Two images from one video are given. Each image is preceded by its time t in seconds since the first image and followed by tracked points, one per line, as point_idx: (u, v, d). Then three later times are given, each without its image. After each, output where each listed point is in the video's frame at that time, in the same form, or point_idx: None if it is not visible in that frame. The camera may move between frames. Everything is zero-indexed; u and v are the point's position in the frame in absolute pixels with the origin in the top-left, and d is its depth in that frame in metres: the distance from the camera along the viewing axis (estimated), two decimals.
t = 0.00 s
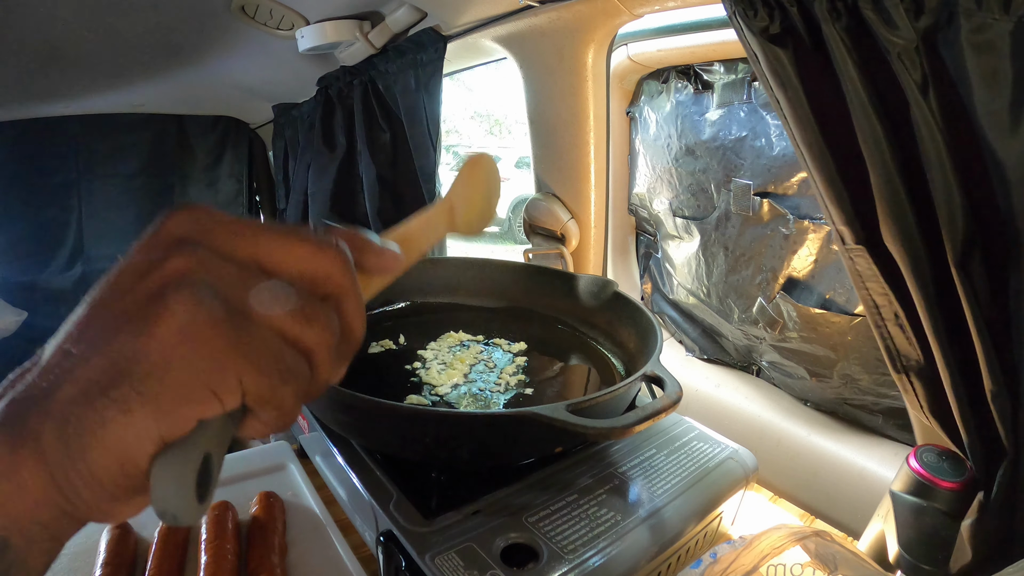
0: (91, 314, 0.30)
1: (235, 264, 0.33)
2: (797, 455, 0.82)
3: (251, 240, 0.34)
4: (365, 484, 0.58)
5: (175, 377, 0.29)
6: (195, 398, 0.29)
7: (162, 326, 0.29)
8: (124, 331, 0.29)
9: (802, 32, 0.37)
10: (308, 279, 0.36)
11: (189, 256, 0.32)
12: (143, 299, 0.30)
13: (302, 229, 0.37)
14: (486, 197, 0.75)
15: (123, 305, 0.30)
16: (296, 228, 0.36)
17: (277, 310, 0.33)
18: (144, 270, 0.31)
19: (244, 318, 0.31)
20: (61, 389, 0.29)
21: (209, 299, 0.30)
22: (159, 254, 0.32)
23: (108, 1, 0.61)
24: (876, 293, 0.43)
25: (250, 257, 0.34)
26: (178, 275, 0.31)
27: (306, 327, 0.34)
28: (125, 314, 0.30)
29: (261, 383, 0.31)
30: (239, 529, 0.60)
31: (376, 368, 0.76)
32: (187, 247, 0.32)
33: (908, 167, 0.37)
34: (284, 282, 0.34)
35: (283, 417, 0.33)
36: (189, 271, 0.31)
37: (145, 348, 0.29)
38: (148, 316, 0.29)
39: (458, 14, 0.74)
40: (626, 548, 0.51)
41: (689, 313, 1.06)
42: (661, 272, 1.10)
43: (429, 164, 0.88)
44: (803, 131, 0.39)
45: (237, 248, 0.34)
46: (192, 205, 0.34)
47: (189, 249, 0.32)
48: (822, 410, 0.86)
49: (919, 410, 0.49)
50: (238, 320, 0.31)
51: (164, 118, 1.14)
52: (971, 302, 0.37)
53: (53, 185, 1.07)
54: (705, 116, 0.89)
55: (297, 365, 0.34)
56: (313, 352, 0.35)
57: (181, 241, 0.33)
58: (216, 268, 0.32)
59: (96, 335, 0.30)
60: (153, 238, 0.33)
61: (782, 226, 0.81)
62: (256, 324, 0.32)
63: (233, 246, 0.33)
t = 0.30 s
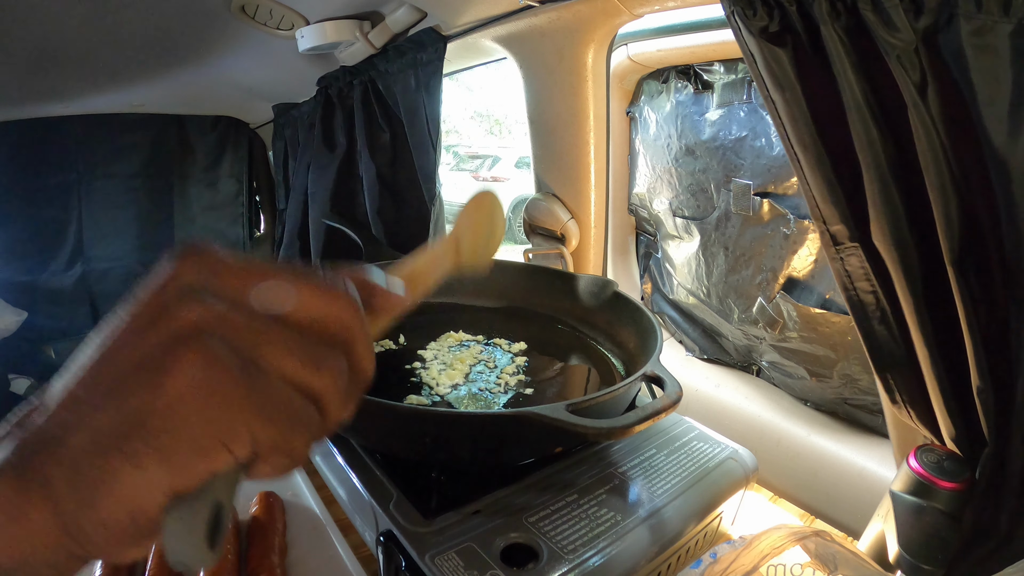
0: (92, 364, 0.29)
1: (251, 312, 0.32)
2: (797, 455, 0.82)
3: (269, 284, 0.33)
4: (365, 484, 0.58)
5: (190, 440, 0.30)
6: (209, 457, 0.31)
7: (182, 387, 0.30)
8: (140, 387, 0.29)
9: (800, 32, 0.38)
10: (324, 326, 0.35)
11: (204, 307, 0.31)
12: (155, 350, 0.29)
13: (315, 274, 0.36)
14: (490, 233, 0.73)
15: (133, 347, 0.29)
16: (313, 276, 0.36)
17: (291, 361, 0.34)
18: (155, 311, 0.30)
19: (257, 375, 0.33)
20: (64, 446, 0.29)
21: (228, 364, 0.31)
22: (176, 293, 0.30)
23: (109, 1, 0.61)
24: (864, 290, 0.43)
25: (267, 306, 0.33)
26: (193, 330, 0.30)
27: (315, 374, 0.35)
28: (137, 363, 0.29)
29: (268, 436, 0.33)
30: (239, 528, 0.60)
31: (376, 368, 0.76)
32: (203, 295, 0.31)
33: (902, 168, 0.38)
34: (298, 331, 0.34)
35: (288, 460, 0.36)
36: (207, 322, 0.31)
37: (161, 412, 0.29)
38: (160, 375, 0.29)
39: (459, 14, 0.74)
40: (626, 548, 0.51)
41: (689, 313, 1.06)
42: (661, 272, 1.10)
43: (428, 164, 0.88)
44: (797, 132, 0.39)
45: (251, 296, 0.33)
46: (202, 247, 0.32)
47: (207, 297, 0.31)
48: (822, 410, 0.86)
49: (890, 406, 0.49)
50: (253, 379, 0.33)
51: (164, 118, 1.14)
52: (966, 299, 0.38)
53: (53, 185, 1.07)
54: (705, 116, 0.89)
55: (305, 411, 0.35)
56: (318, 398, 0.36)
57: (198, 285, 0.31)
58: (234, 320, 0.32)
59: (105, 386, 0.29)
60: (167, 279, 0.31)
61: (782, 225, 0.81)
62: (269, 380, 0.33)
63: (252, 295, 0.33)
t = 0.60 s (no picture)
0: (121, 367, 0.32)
1: (264, 321, 0.36)
2: (797, 455, 0.82)
3: (279, 301, 0.37)
4: (365, 484, 0.58)
5: (208, 424, 0.32)
6: (227, 441, 0.32)
7: (200, 380, 0.32)
8: (163, 381, 0.32)
9: (801, 32, 0.39)
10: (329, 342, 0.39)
11: (222, 314, 0.35)
12: (180, 349, 0.33)
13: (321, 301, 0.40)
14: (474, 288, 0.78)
15: (162, 350, 0.33)
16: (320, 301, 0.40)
17: (303, 368, 0.37)
18: (180, 321, 0.34)
19: (272, 375, 0.35)
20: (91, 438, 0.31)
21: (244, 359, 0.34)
22: (197, 305, 0.35)
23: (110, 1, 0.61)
24: (855, 289, 0.45)
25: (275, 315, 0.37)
26: (212, 333, 0.34)
27: (325, 382, 0.38)
28: (162, 362, 0.32)
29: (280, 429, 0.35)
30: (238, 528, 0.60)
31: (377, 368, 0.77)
32: (224, 304, 0.35)
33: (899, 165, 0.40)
34: (306, 345, 0.38)
35: (298, 465, 0.37)
36: (226, 326, 0.34)
37: (183, 402, 0.32)
38: (183, 370, 0.32)
39: (458, 14, 0.74)
40: (626, 548, 0.51)
41: (689, 313, 1.06)
42: (662, 272, 1.10)
43: (428, 164, 0.88)
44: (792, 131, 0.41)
45: (261, 305, 0.37)
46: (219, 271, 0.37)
47: (226, 305, 0.35)
48: (822, 410, 0.86)
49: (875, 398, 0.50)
50: (267, 378, 0.35)
51: (165, 118, 1.14)
52: (965, 293, 0.39)
53: (53, 185, 1.07)
54: (705, 116, 0.89)
55: (315, 417, 0.37)
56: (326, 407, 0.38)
57: (216, 298, 0.35)
58: (250, 325, 0.35)
59: (133, 382, 0.32)
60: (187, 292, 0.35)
61: (782, 226, 0.81)
62: (283, 382, 0.35)
63: (264, 306, 0.37)
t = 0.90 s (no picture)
0: (74, 362, 0.29)
1: (220, 278, 0.33)
2: (797, 455, 0.82)
3: (236, 247, 0.34)
4: (365, 484, 0.58)
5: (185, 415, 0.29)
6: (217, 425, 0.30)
7: (168, 362, 0.29)
8: (121, 374, 0.29)
9: (800, 31, 0.40)
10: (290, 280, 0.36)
11: (173, 280, 0.31)
12: (135, 338, 0.30)
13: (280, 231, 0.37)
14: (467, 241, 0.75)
15: (115, 335, 0.30)
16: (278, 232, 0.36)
17: (271, 325, 0.33)
18: (128, 297, 0.31)
19: (243, 339, 0.32)
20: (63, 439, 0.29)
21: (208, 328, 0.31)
22: (145, 275, 0.32)
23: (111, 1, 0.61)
24: (842, 292, 0.45)
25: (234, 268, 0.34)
26: (167, 308, 0.31)
27: (301, 330, 0.35)
28: (116, 352, 0.29)
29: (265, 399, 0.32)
30: (239, 528, 0.60)
31: (377, 368, 0.77)
32: (172, 277, 0.32)
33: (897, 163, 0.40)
34: (272, 291, 0.35)
35: (292, 427, 0.34)
36: (182, 296, 0.31)
37: (149, 390, 0.29)
38: (142, 364, 0.29)
39: (459, 14, 0.74)
40: (626, 548, 0.51)
41: (689, 313, 1.06)
42: (662, 272, 1.10)
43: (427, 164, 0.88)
44: (792, 131, 0.41)
45: (218, 260, 0.34)
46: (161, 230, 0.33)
47: (177, 273, 0.32)
48: (823, 410, 0.86)
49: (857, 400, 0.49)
50: (238, 340, 0.32)
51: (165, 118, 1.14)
52: (964, 292, 0.39)
53: (53, 186, 1.07)
54: (705, 116, 0.89)
55: (297, 368, 0.34)
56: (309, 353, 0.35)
57: (167, 265, 0.32)
58: (207, 288, 0.32)
59: (92, 377, 0.29)
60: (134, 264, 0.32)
61: (782, 226, 0.81)
62: (255, 343, 0.33)
63: (220, 260, 0.34)
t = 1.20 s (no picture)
0: (91, 406, 0.31)
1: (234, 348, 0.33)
2: (797, 455, 0.82)
3: (251, 319, 0.34)
4: (365, 484, 0.58)
5: (180, 483, 0.30)
6: (203, 496, 0.31)
7: (173, 431, 0.30)
8: (132, 427, 0.30)
9: (798, 31, 0.43)
10: (303, 361, 0.35)
11: (189, 345, 0.32)
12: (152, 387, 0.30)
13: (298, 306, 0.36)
14: (472, 235, 0.74)
15: (132, 390, 0.31)
16: (296, 308, 0.36)
17: (279, 396, 0.33)
18: (147, 351, 0.32)
19: (247, 415, 0.32)
20: (63, 472, 0.30)
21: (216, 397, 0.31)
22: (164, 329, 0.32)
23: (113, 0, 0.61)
24: (831, 295, 0.48)
25: (247, 340, 0.34)
26: (181, 371, 0.31)
27: (303, 414, 0.34)
28: (131, 406, 0.30)
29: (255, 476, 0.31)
30: (239, 529, 0.60)
31: (377, 368, 0.77)
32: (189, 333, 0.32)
33: (891, 164, 0.43)
34: (285, 371, 0.34)
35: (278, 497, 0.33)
36: (195, 362, 0.31)
37: (151, 453, 0.30)
38: (151, 417, 0.30)
39: (458, 14, 0.73)
40: (626, 548, 0.51)
41: (689, 313, 1.06)
42: (662, 272, 1.10)
43: (427, 164, 0.87)
44: (781, 129, 0.44)
45: (230, 324, 0.33)
46: (188, 289, 0.34)
47: (195, 335, 0.32)
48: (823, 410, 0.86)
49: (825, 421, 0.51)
50: (242, 414, 0.32)
51: (165, 118, 1.14)
52: (959, 285, 0.41)
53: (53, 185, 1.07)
54: (705, 116, 0.89)
55: (295, 452, 0.33)
56: (308, 440, 0.35)
57: (184, 322, 0.33)
58: (219, 356, 0.32)
59: (103, 429, 0.30)
60: (157, 314, 0.33)
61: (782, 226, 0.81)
62: (258, 418, 0.32)
63: (235, 330, 0.33)
